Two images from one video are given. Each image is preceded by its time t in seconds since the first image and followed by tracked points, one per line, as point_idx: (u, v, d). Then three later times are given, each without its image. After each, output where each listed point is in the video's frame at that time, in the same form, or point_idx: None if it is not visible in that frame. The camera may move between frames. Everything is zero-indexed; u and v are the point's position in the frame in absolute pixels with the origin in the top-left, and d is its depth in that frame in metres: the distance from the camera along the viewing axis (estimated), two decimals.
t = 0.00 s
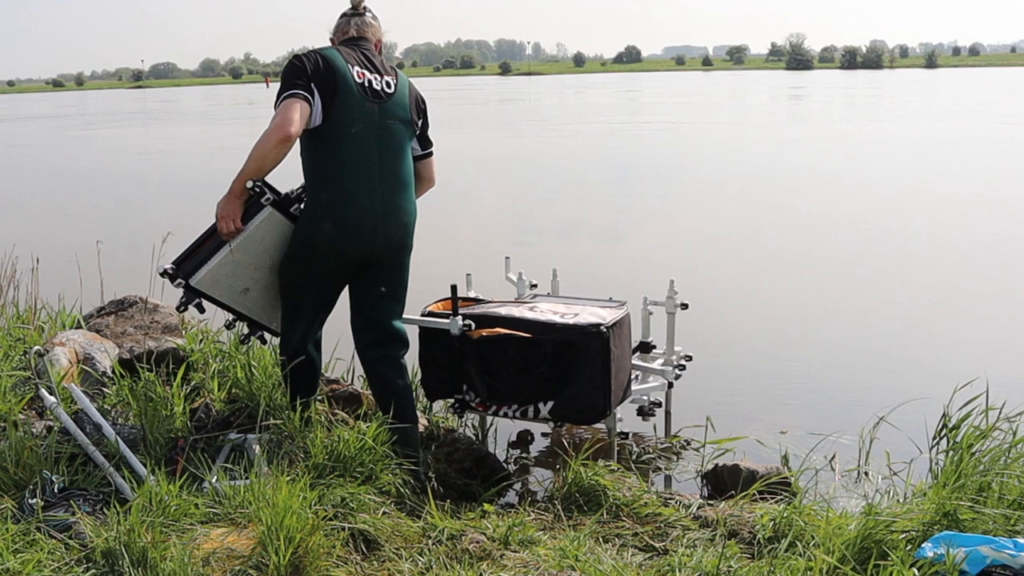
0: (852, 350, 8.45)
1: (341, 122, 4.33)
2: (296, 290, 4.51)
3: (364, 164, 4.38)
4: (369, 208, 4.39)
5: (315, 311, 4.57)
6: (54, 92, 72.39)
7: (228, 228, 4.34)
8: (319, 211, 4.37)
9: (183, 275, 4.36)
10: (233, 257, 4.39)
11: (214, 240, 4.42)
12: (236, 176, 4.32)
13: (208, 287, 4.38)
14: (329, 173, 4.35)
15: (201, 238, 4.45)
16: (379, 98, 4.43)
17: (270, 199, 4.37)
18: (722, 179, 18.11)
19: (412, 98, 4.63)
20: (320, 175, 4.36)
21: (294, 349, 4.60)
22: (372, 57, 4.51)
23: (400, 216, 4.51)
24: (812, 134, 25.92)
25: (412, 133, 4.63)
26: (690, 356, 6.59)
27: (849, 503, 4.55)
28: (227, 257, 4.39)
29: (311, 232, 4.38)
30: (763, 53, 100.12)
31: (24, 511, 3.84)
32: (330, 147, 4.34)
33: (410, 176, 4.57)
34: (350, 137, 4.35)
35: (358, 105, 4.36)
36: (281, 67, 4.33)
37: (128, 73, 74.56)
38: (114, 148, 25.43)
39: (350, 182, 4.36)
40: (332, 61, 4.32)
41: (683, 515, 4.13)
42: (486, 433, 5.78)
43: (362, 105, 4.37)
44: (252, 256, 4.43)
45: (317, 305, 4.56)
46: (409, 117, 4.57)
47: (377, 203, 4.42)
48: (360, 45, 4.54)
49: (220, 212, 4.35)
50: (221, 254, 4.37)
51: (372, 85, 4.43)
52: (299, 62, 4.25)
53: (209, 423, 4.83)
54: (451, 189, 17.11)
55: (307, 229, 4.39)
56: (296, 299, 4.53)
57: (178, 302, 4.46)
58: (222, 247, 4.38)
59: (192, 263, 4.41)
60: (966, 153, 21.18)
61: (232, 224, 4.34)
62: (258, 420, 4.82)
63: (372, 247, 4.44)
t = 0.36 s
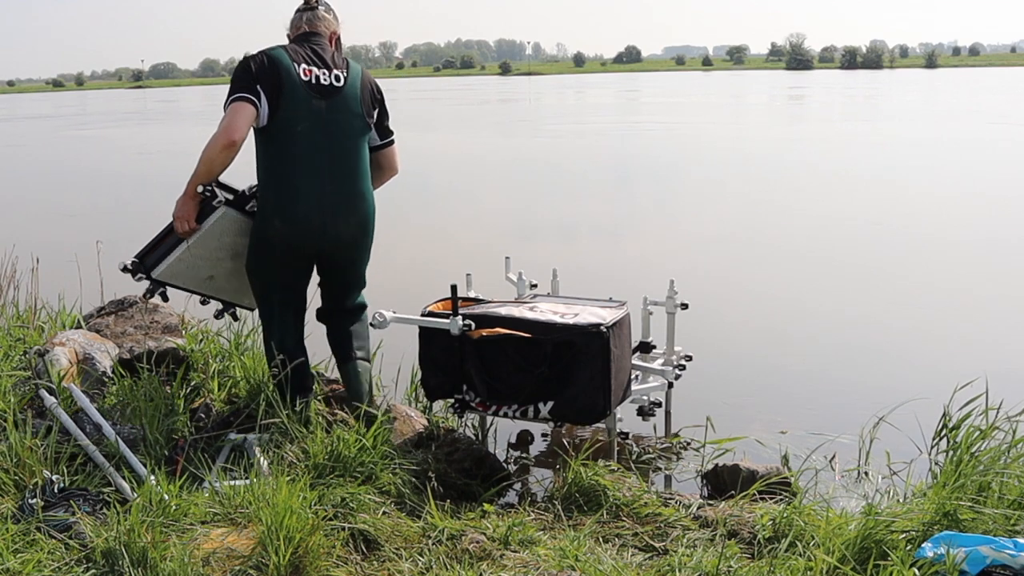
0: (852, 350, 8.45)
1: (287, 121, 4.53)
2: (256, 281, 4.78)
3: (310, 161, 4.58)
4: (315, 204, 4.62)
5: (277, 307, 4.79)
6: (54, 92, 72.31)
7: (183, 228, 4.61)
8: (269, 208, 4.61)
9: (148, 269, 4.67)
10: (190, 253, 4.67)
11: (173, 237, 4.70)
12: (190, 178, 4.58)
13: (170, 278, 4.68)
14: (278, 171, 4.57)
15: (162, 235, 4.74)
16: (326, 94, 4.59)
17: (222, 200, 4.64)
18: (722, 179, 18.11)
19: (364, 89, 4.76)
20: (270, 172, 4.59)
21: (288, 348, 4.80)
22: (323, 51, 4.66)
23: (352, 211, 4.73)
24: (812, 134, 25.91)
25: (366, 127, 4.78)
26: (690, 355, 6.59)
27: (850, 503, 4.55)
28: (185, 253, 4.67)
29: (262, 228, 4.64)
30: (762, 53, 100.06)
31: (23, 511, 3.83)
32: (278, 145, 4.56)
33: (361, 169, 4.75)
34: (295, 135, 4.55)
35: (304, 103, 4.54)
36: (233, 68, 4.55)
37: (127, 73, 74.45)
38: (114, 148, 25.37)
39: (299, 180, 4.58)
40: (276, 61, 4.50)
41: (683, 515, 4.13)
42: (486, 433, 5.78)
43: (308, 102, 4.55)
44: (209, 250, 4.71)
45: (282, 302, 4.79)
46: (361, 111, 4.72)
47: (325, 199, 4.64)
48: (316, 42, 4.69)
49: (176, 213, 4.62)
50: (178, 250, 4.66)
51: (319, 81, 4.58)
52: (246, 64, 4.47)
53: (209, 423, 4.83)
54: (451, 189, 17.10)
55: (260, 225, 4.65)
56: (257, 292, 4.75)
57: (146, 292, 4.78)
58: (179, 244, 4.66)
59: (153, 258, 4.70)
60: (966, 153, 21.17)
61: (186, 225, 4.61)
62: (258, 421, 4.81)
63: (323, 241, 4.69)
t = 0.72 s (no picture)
0: (852, 350, 8.45)
1: (258, 126, 4.58)
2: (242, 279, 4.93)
3: (281, 165, 4.63)
4: (286, 208, 4.68)
5: (263, 307, 4.92)
6: (54, 92, 72.29)
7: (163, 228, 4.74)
8: (246, 211, 4.72)
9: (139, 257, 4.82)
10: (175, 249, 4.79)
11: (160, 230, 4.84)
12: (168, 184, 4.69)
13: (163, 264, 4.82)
14: (253, 178, 4.65)
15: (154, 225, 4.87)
16: (298, 97, 4.59)
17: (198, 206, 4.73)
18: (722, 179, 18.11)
19: (340, 84, 4.70)
20: (247, 178, 4.67)
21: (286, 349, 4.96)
22: (296, 50, 4.62)
23: (330, 213, 4.76)
24: (812, 134, 25.91)
25: (344, 125, 4.75)
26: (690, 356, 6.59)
27: (850, 503, 4.55)
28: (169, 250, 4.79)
29: (241, 230, 4.77)
30: (762, 53, 100.02)
31: (24, 511, 3.83)
32: (250, 151, 4.63)
33: (337, 170, 4.74)
34: (265, 141, 4.60)
35: (275, 108, 4.57)
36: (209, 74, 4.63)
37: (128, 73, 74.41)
38: (115, 148, 25.35)
39: (273, 186, 4.65)
40: (244, 68, 4.52)
41: (683, 515, 4.13)
42: (486, 433, 5.79)
43: (278, 108, 4.57)
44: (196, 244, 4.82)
45: (267, 301, 4.92)
46: (336, 110, 4.68)
47: (297, 202, 4.69)
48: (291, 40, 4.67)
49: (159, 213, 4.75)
50: (161, 247, 4.76)
51: (290, 84, 4.57)
52: (217, 72, 4.53)
53: (209, 423, 4.85)
54: (451, 189, 17.10)
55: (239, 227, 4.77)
56: (244, 293, 4.88)
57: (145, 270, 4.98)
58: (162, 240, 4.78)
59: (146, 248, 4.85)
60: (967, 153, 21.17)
61: (165, 225, 4.73)
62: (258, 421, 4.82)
63: (303, 244, 4.77)
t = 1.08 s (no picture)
0: (852, 349, 8.46)
1: (255, 138, 4.59)
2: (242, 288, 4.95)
3: (276, 178, 4.63)
4: (280, 220, 4.68)
5: (259, 315, 4.91)
6: (53, 92, 72.24)
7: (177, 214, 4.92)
8: (242, 222, 4.75)
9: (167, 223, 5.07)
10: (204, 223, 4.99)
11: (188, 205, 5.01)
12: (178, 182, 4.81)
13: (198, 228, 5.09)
14: (249, 190, 4.67)
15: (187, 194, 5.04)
16: (296, 112, 4.57)
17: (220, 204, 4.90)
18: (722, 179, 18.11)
19: (341, 102, 4.64)
20: (244, 189, 4.69)
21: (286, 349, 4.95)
22: (298, 64, 4.60)
23: (323, 229, 4.73)
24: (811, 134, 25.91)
25: (343, 143, 4.70)
26: (690, 355, 6.60)
27: (849, 503, 4.55)
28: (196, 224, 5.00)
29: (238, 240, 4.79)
30: (762, 54, 100.01)
31: (24, 511, 3.83)
32: (247, 162, 4.64)
33: (334, 184, 4.70)
34: (262, 153, 4.61)
35: (273, 123, 4.57)
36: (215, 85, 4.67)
37: (127, 73, 74.40)
38: (115, 148, 25.34)
39: (267, 198, 4.65)
40: (246, 80, 4.55)
41: (682, 515, 4.13)
42: (486, 433, 5.78)
43: (277, 122, 4.57)
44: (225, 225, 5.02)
45: (263, 308, 4.90)
46: (335, 127, 4.64)
47: (291, 215, 4.68)
48: (291, 52, 4.64)
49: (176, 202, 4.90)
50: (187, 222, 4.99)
51: (290, 100, 4.57)
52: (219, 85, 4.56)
53: (209, 423, 4.85)
54: (451, 189, 17.10)
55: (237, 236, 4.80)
56: (239, 300, 4.89)
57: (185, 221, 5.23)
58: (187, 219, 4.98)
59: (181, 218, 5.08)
60: (967, 154, 21.17)
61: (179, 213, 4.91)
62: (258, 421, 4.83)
63: (294, 257, 4.75)
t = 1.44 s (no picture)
0: (851, 349, 8.46)
1: (255, 143, 4.66)
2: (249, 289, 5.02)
3: (273, 182, 4.67)
4: (277, 223, 4.72)
5: (261, 316, 4.98)
6: (54, 92, 72.19)
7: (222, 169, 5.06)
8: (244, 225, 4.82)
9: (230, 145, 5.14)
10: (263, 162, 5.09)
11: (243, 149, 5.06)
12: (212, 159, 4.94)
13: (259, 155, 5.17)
14: (249, 194, 4.73)
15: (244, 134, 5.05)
16: (292, 118, 4.59)
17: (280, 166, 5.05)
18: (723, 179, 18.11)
19: (339, 110, 4.61)
20: (245, 192, 4.76)
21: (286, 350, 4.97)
22: (298, 71, 4.61)
23: (318, 234, 4.73)
24: (811, 134, 25.90)
25: (341, 151, 4.68)
26: (690, 355, 6.60)
27: (849, 503, 4.55)
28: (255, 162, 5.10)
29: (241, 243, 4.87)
30: (762, 53, 99.97)
31: (24, 511, 3.83)
32: (248, 167, 4.71)
33: (330, 190, 4.70)
34: (261, 157, 4.66)
35: (271, 128, 4.62)
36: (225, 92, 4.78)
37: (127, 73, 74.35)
38: (115, 149, 25.34)
39: (264, 202, 4.70)
40: (249, 86, 4.63)
41: (683, 515, 4.13)
42: (486, 433, 5.78)
43: (274, 128, 4.61)
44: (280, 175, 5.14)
45: (266, 310, 4.97)
46: (332, 135, 4.63)
47: (287, 219, 4.71)
48: (295, 58, 4.66)
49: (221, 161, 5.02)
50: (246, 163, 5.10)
51: (287, 107, 4.59)
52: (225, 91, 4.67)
53: (209, 423, 4.86)
54: (451, 189, 17.12)
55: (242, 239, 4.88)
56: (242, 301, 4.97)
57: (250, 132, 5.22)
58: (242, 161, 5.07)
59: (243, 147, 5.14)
60: (967, 153, 21.16)
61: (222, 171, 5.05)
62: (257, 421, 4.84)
63: (290, 259, 4.78)
